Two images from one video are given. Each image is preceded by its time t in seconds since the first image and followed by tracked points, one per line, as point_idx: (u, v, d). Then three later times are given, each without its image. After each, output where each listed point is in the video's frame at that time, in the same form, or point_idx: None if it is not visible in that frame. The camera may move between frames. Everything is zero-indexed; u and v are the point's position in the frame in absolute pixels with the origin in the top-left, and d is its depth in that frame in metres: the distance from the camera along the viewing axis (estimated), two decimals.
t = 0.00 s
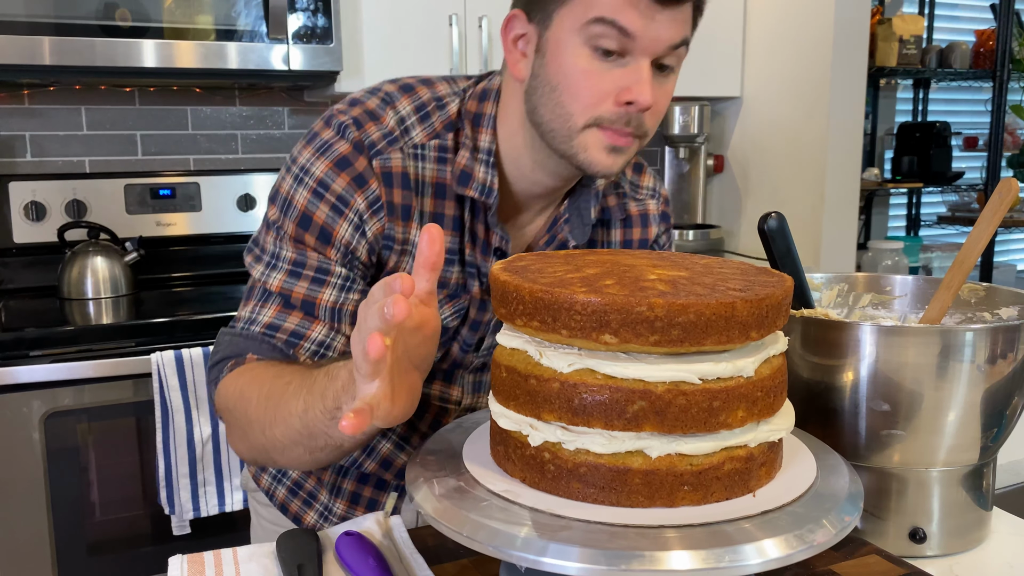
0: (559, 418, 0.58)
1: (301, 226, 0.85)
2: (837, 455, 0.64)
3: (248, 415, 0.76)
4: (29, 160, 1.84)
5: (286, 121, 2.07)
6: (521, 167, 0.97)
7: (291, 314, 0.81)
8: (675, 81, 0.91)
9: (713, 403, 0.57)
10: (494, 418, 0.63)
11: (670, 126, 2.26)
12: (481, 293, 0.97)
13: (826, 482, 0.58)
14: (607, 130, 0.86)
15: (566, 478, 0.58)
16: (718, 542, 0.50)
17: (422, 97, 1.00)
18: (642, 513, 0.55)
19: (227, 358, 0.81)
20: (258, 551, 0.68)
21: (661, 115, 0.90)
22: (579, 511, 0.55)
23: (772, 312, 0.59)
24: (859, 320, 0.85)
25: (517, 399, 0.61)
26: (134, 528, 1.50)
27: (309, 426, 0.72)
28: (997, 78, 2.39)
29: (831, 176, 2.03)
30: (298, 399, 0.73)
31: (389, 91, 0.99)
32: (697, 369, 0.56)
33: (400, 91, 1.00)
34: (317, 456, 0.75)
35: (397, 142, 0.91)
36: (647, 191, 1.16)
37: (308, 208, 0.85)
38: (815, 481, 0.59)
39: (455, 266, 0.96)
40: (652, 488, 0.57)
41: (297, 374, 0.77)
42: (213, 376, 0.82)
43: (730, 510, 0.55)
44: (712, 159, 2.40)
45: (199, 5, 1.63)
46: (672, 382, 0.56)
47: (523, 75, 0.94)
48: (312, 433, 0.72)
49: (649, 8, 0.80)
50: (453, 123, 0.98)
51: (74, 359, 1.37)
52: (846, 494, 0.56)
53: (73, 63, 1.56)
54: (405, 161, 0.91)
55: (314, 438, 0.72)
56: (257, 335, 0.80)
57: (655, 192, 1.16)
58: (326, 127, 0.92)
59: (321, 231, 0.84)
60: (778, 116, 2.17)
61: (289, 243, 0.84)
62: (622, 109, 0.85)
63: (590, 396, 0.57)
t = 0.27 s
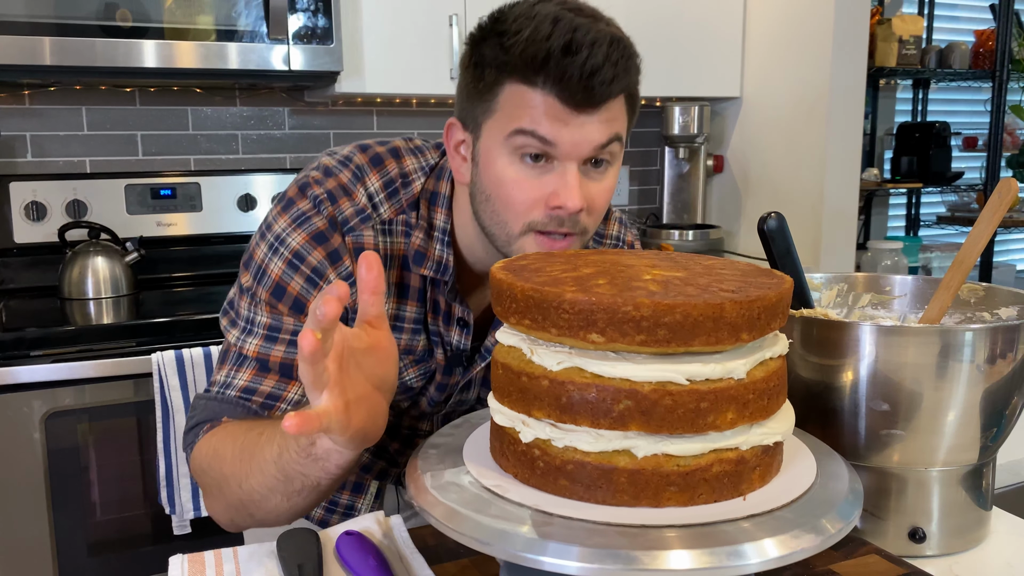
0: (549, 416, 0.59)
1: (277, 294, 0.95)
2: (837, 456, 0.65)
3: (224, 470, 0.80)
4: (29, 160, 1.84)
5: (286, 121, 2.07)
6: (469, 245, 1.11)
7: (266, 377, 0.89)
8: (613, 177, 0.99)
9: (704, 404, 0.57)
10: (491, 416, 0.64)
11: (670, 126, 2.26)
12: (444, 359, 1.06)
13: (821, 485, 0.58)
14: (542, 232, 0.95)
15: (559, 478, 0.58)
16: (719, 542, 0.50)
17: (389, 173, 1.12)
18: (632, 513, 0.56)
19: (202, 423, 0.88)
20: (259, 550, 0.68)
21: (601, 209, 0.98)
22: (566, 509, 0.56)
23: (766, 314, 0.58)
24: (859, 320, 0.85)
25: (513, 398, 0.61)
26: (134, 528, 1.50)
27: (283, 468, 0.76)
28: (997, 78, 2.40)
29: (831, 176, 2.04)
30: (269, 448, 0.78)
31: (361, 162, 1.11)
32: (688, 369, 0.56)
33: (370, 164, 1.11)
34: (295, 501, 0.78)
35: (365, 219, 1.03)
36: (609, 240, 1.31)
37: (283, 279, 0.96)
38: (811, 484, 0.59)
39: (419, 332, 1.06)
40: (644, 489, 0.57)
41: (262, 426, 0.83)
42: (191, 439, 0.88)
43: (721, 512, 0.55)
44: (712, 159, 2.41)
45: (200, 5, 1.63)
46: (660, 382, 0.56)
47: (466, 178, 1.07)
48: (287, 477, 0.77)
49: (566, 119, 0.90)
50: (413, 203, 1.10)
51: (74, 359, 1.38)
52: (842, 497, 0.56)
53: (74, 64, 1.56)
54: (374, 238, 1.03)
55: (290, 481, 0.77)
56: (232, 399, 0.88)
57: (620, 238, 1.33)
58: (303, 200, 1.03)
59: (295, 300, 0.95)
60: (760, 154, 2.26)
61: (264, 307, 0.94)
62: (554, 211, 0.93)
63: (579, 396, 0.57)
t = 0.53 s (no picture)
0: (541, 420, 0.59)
1: (274, 322, 0.97)
2: (837, 456, 0.65)
3: (236, 499, 0.86)
4: (29, 160, 1.84)
5: (287, 121, 2.07)
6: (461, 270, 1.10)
7: (270, 403, 0.92)
8: (597, 204, 0.98)
9: (705, 406, 0.56)
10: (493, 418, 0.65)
11: (670, 126, 2.26)
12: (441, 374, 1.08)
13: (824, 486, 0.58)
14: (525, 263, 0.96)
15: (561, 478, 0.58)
16: (719, 542, 0.50)
17: (380, 195, 1.12)
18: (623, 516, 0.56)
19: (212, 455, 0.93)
20: (258, 550, 0.68)
21: (584, 237, 0.98)
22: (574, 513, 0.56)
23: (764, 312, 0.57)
24: (858, 320, 0.85)
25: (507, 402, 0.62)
26: (134, 528, 1.50)
27: (292, 500, 0.82)
28: (997, 78, 2.40)
29: (831, 177, 2.04)
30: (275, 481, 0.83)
31: (352, 185, 1.12)
32: (689, 371, 0.55)
33: (360, 188, 1.12)
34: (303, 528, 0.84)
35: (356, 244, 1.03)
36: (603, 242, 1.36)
37: (280, 308, 0.97)
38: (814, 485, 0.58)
39: (415, 350, 1.07)
40: (649, 492, 0.56)
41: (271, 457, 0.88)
42: (201, 465, 0.94)
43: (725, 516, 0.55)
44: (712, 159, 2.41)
45: (200, 5, 1.63)
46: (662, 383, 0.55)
47: (450, 205, 1.06)
48: (296, 507, 0.82)
49: (546, 156, 0.90)
50: (406, 223, 1.10)
51: (74, 359, 1.38)
52: (845, 498, 0.56)
53: (73, 64, 1.56)
54: (367, 262, 1.03)
55: (299, 511, 0.82)
56: (238, 426, 0.91)
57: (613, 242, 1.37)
58: (297, 226, 1.04)
59: (293, 328, 0.96)
60: (761, 159, 2.26)
61: (264, 335, 0.96)
62: (535, 243, 0.93)
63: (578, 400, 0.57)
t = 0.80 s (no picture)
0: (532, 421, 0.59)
1: (289, 315, 0.97)
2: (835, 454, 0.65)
3: (247, 489, 0.85)
4: (30, 160, 1.85)
5: (287, 121, 2.07)
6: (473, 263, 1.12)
7: (281, 396, 0.92)
8: (608, 202, 0.99)
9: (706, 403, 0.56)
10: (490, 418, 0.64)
11: (670, 126, 2.26)
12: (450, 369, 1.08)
13: (821, 483, 0.58)
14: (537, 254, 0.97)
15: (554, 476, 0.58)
16: (720, 542, 0.50)
17: (393, 189, 1.12)
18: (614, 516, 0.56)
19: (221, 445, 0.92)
20: (259, 550, 0.68)
21: (596, 231, 0.98)
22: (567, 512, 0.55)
23: (756, 309, 0.57)
24: (858, 320, 0.85)
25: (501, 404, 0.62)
26: (134, 528, 1.50)
27: (305, 488, 0.82)
28: (996, 78, 2.40)
29: (830, 177, 2.04)
30: (291, 469, 0.83)
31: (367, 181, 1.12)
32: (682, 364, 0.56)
33: (375, 183, 1.12)
34: (315, 518, 0.84)
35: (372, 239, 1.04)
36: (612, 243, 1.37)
37: (294, 301, 0.97)
38: (811, 484, 0.59)
39: (425, 345, 1.07)
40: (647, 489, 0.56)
41: (282, 447, 0.88)
42: (209, 457, 0.93)
43: (726, 515, 0.55)
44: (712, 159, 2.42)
45: (200, 5, 1.64)
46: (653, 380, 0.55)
47: (465, 197, 1.07)
48: (309, 496, 0.82)
49: (562, 150, 0.90)
50: (418, 220, 1.11)
51: (75, 359, 1.38)
52: (844, 497, 0.56)
53: (73, 64, 1.56)
54: (381, 257, 1.04)
55: (312, 500, 0.82)
56: (249, 417, 0.91)
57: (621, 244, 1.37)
58: (311, 220, 1.04)
59: (307, 320, 0.97)
60: (761, 158, 2.26)
61: (277, 327, 0.96)
62: (547, 237, 0.94)
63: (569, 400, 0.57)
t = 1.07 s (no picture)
0: (527, 416, 0.60)
1: (309, 306, 0.96)
2: (836, 453, 0.65)
3: (266, 475, 0.84)
4: (30, 160, 1.85)
5: (287, 121, 2.07)
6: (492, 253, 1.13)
7: (301, 386, 0.92)
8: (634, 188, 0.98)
9: (701, 402, 0.57)
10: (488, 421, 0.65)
11: (670, 126, 2.26)
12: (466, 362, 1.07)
13: (820, 483, 0.58)
14: (560, 238, 0.97)
15: (552, 477, 0.58)
16: (720, 542, 0.50)
17: (412, 181, 1.12)
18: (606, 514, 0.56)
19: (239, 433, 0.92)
20: (258, 550, 0.68)
21: (620, 220, 0.98)
22: (564, 513, 0.56)
23: (749, 308, 0.57)
24: (858, 320, 0.85)
25: (496, 397, 0.63)
26: (134, 528, 1.50)
27: (326, 475, 0.80)
28: (997, 78, 2.39)
29: (831, 176, 2.04)
30: (310, 456, 0.82)
31: (386, 172, 1.12)
32: (676, 366, 0.56)
33: (395, 175, 1.12)
34: (335, 505, 0.83)
35: (393, 230, 1.04)
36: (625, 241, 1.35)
37: (314, 291, 0.97)
38: (810, 484, 0.59)
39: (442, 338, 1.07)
40: (642, 489, 0.57)
41: (303, 434, 0.88)
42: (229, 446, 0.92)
43: (722, 515, 0.55)
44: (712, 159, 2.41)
45: (200, 5, 1.63)
46: (648, 380, 0.56)
47: (489, 184, 1.07)
48: (329, 482, 0.81)
49: (591, 135, 0.89)
50: (438, 212, 1.11)
51: (75, 359, 1.38)
52: (845, 497, 0.56)
53: (73, 63, 1.56)
54: (401, 249, 1.04)
55: (331, 487, 0.81)
56: (268, 407, 0.91)
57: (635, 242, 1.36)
58: (330, 212, 1.04)
59: (327, 311, 0.97)
60: (762, 158, 2.25)
61: (297, 318, 0.95)
62: (571, 220, 0.94)
63: (565, 399, 0.57)
